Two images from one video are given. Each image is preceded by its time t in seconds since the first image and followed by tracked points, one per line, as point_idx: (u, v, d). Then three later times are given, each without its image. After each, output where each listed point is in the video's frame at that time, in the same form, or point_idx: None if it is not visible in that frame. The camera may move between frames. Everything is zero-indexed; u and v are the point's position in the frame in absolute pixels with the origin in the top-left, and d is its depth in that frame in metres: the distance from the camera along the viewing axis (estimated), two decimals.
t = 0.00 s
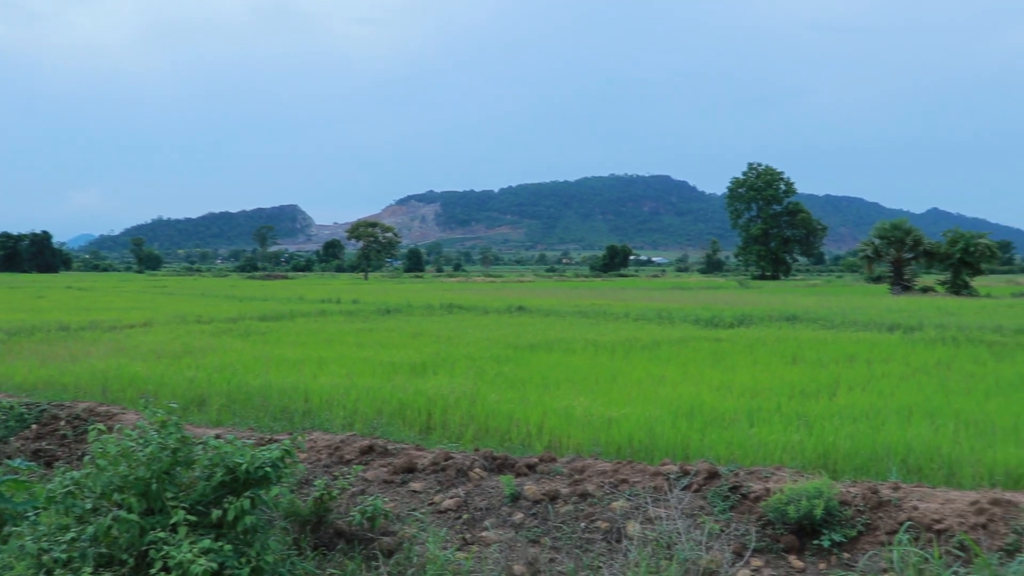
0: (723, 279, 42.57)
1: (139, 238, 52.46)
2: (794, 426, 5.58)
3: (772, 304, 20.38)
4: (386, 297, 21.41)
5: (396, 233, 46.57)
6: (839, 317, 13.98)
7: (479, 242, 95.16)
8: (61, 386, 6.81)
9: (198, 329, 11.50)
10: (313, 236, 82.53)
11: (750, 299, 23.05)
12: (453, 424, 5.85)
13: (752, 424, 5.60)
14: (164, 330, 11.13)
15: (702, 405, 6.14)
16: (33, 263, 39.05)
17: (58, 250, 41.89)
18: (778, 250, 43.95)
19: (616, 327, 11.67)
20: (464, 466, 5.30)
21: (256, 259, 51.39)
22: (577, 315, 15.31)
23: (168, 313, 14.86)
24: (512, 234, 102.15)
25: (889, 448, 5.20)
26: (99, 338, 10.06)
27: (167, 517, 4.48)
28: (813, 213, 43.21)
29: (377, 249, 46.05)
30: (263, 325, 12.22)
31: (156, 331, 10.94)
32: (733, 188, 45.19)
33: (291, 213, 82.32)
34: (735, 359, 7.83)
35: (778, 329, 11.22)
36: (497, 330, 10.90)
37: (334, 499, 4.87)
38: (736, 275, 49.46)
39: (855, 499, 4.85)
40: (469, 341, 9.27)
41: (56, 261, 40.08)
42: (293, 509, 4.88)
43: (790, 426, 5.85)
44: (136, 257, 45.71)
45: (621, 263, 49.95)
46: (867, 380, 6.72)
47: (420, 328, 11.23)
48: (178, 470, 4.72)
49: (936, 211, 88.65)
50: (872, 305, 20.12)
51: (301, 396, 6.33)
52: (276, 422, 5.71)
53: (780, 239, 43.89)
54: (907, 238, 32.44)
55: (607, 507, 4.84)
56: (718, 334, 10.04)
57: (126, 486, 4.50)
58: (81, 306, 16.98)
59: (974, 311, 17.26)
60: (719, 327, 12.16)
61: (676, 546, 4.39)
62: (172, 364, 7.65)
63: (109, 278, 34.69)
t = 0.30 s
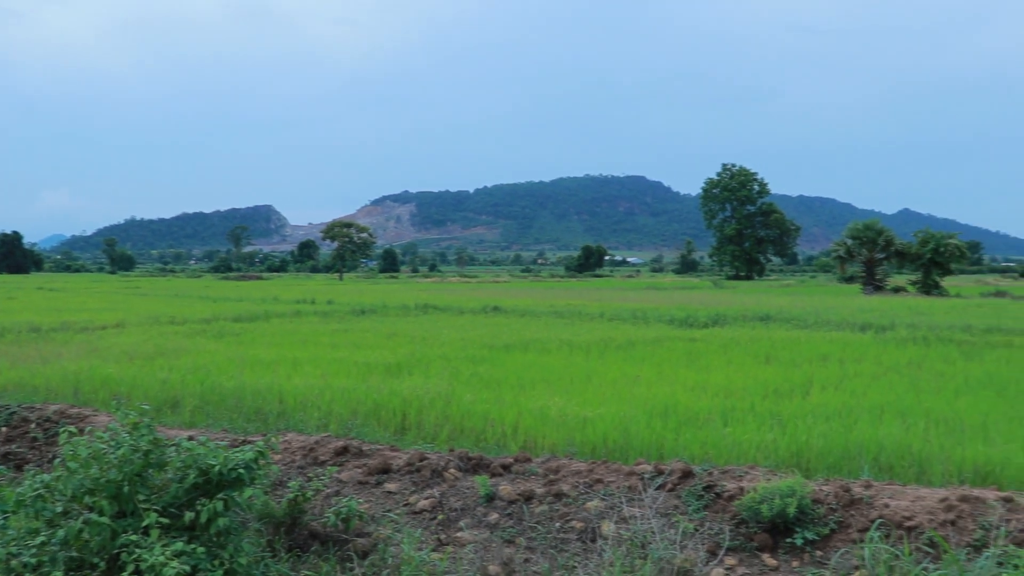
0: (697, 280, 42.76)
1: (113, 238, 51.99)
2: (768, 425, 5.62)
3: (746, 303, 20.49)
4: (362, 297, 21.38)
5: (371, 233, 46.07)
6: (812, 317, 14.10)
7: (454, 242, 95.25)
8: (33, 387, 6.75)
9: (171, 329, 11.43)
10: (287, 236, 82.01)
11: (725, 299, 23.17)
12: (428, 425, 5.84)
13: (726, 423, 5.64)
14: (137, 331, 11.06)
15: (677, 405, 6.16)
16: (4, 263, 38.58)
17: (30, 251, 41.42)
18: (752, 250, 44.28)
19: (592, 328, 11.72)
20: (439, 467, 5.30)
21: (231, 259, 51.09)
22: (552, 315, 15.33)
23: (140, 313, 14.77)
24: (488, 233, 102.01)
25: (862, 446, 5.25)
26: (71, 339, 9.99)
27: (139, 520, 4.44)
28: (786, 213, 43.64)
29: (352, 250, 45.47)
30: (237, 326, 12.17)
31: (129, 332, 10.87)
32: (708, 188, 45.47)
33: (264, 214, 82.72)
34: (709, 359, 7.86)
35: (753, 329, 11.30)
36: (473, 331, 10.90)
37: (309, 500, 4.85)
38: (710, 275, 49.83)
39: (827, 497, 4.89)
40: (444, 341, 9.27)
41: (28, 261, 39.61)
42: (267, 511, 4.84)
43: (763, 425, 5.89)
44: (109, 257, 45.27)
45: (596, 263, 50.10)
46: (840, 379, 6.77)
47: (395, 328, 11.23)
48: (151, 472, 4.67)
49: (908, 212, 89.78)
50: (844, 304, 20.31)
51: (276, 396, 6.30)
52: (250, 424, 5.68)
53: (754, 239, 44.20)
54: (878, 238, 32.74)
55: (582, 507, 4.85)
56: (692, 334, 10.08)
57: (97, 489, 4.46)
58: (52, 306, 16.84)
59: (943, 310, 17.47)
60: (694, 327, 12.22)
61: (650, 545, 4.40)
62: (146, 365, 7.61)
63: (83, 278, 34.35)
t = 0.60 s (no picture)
0: (674, 280, 42.94)
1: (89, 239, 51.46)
2: (742, 424, 5.64)
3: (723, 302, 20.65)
4: (338, 297, 21.40)
5: (347, 233, 46.04)
6: (787, 316, 14.19)
7: (432, 243, 95.26)
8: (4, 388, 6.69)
9: (145, 329, 11.36)
10: (262, 236, 82.55)
11: (700, 298, 23.30)
12: (404, 425, 5.83)
13: (702, 422, 5.66)
14: (111, 331, 10.98)
15: (653, 404, 6.18)
16: None
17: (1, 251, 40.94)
18: (728, 250, 44.56)
19: (569, 327, 11.76)
20: (415, 467, 5.29)
21: (207, 259, 50.72)
22: (529, 314, 15.37)
23: (113, 313, 14.66)
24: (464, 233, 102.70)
25: (835, 444, 5.28)
26: (44, 339, 9.90)
27: (111, 522, 4.41)
28: (762, 213, 43.98)
29: (329, 249, 45.23)
30: (211, 326, 12.12)
31: (102, 333, 10.77)
32: (683, 188, 45.80)
33: (241, 214, 83.38)
34: (685, 358, 7.90)
35: (728, 328, 11.39)
36: (450, 330, 10.90)
37: (284, 501, 4.82)
38: (686, 275, 50.15)
39: (801, 495, 4.92)
40: (421, 341, 9.26)
41: None
42: (242, 512, 4.81)
43: (738, 424, 5.92)
44: (83, 257, 44.78)
45: (573, 263, 50.27)
46: (815, 379, 6.82)
47: (371, 329, 11.21)
48: (123, 474, 4.62)
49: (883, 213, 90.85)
50: (820, 303, 20.51)
51: (251, 397, 6.27)
52: (225, 424, 5.65)
53: (730, 239, 44.51)
54: (852, 238, 33.07)
55: (558, 506, 4.85)
56: (668, 334, 10.14)
57: (68, 491, 4.42)
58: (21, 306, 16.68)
59: (916, 309, 17.65)
60: (669, 327, 12.26)
61: (625, 544, 4.40)
62: (119, 366, 7.54)
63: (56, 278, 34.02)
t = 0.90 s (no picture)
0: (651, 281, 43.16)
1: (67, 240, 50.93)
2: (721, 425, 5.66)
3: (702, 304, 20.70)
4: (319, 298, 21.61)
5: (326, 234, 46.28)
6: (766, 317, 14.30)
7: (411, 245, 95.51)
8: None
9: (122, 331, 11.28)
10: (240, 239, 82.92)
11: (677, 299, 23.41)
12: (383, 427, 5.80)
13: (680, 424, 5.68)
14: (87, 334, 10.90)
15: (632, 405, 6.20)
16: None
17: None
18: (707, 251, 44.89)
19: (550, 328, 11.83)
20: (393, 469, 5.27)
21: (184, 260, 50.37)
22: (508, 315, 15.41)
23: (88, 315, 14.55)
24: (445, 235, 103.42)
25: (812, 445, 5.31)
26: (18, 342, 9.80)
27: (87, 526, 4.36)
28: (740, 215, 44.33)
29: (308, 250, 45.68)
30: (189, 327, 12.04)
31: (79, 335, 10.69)
32: (663, 189, 46.19)
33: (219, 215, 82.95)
34: (664, 360, 7.93)
35: (706, 329, 11.46)
36: (430, 332, 10.88)
37: (261, 503, 4.77)
38: (665, 276, 50.58)
39: (779, 495, 4.94)
40: (400, 342, 9.26)
41: None
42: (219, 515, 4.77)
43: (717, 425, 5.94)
44: (59, 258, 44.22)
45: (552, 264, 50.47)
46: (793, 380, 6.85)
47: (351, 330, 11.21)
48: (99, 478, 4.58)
49: (862, 217, 92.12)
50: (798, 304, 20.72)
51: (229, 399, 6.23)
52: (202, 427, 5.61)
53: (708, 240, 44.83)
54: (830, 239, 33.30)
55: (536, 508, 4.85)
56: (647, 335, 10.18)
57: (43, 495, 4.37)
58: None
59: (895, 310, 17.82)
60: (648, 328, 12.32)
61: (604, 545, 4.40)
62: (96, 368, 7.47)
63: (31, 280, 33.68)
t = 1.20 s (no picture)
0: (632, 282, 43.28)
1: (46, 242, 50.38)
2: (700, 427, 5.68)
3: (677, 305, 20.94)
4: (299, 299, 21.87)
5: (307, 236, 46.23)
6: (746, 318, 14.37)
7: (395, 247, 95.36)
8: None
9: (99, 333, 11.18)
10: (220, 239, 82.51)
11: (656, 301, 23.49)
12: (362, 429, 5.79)
13: (659, 425, 5.69)
14: (64, 336, 10.79)
15: (611, 407, 6.21)
16: None
17: None
18: (687, 253, 45.16)
19: (530, 329, 11.86)
20: (373, 471, 5.26)
21: (163, 262, 49.93)
22: (487, 317, 15.41)
23: (65, 317, 14.41)
24: (427, 237, 103.91)
25: (791, 445, 5.34)
26: None
27: (63, 529, 4.33)
28: (720, 216, 44.68)
29: (288, 252, 45.56)
30: (168, 329, 11.95)
31: (55, 337, 10.58)
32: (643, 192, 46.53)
33: (198, 217, 82.54)
34: (644, 361, 7.96)
35: (686, 331, 11.53)
36: (409, 333, 10.86)
37: (240, 506, 4.74)
38: (646, 277, 50.92)
39: (758, 496, 4.95)
40: (381, 344, 9.24)
41: None
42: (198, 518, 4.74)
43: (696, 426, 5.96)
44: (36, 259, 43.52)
45: (534, 265, 50.46)
46: (772, 381, 6.89)
47: (330, 332, 11.19)
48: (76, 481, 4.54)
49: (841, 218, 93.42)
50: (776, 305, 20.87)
51: (208, 401, 6.21)
52: (180, 429, 5.58)
53: (688, 242, 45.16)
54: (809, 241, 33.41)
55: (516, 509, 4.85)
56: (627, 337, 10.21)
57: (18, 498, 4.34)
58: None
59: (876, 311, 17.93)
60: (629, 329, 12.37)
61: (583, 546, 4.41)
62: (73, 370, 7.41)
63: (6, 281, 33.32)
